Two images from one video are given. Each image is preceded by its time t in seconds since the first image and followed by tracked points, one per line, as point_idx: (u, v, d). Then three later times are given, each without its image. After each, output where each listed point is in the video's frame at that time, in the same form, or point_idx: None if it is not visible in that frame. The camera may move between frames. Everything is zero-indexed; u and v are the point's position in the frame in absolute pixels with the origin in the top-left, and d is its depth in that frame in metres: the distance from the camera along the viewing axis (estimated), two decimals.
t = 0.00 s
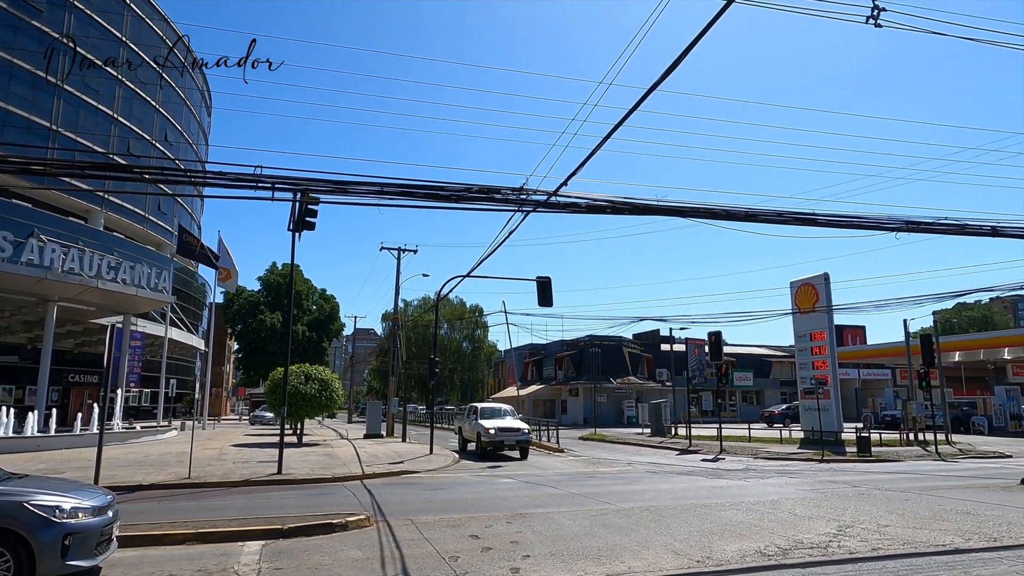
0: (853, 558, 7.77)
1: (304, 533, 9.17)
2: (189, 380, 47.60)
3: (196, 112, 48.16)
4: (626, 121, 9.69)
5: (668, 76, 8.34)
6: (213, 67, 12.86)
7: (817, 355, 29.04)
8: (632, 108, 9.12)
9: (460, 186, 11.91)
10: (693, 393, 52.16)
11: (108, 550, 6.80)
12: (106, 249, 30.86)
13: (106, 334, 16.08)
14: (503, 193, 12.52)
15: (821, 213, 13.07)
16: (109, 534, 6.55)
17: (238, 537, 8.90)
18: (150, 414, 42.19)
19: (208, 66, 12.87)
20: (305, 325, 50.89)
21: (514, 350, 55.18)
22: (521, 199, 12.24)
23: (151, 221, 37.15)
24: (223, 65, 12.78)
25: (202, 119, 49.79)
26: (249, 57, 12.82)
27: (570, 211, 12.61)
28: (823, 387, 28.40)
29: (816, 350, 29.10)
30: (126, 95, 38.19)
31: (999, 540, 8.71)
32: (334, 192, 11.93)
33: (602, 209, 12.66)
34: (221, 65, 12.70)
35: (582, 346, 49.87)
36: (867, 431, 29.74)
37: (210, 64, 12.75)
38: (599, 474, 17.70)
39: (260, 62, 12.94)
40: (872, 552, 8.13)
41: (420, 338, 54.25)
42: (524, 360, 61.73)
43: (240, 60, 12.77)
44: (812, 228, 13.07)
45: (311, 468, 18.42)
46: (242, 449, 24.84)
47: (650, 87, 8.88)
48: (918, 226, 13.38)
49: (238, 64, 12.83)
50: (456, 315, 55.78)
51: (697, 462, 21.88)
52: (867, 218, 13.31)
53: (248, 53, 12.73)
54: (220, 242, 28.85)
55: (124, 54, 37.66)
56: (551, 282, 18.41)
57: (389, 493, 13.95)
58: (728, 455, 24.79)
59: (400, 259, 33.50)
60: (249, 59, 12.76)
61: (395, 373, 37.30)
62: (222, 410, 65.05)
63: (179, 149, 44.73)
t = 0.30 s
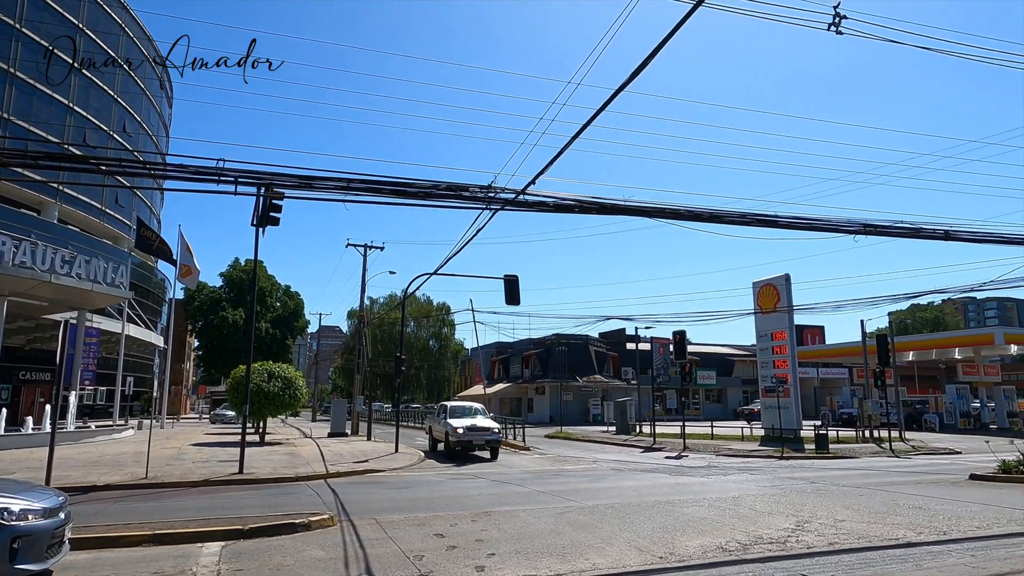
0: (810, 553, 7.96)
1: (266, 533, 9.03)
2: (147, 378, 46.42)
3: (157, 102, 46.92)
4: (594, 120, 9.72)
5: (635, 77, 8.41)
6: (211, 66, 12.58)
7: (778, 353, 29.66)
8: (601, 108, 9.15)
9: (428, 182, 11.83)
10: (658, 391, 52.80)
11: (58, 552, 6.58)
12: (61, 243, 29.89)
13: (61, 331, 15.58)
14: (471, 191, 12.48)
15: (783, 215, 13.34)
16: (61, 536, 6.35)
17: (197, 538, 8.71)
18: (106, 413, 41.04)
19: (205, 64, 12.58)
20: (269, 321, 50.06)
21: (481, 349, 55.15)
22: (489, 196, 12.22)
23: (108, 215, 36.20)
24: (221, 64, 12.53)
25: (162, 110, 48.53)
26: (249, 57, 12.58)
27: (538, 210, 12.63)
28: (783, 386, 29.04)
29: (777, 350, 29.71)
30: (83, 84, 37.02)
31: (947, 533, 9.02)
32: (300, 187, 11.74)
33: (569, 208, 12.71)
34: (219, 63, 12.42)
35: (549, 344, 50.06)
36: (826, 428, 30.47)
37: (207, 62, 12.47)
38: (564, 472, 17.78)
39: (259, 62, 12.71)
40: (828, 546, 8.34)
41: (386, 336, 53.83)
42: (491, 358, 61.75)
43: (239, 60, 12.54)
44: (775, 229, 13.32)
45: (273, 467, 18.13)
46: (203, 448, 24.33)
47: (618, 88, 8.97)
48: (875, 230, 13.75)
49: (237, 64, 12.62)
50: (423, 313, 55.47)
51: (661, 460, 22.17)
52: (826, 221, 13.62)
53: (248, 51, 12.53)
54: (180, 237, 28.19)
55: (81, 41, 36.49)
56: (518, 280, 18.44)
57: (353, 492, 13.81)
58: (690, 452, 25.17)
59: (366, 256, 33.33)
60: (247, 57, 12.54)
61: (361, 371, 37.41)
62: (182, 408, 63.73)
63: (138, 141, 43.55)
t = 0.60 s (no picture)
0: (769, 547, 8.12)
1: (226, 533, 8.85)
2: (104, 375, 45.14)
3: (115, 92, 45.56)
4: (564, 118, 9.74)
5: (604, 77, 8.45)
6: (206, 66, 11.46)
7: (740, 352, 30.18)
8: (570, 106, 9.17)
9: (396, 178, 11.72)
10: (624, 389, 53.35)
11: (7, 555, 6.35)
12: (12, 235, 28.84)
13: (12, 327, 15.02)
14: (439, 187, 12.41)
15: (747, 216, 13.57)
16: (9, 538, 6.13)
17: (155, 540, 8.51)
18: (60, 412, 39.83)
19: (200, 64, 11.45)
20: (231, 318, 49.13)
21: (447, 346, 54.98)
22: (458, 193, 12.15)
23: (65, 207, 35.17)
24: (219, 65, 11.48)
25: (121, 100, 47.15)
26: (249, 57, 11.61)
27: (506, 207, 12.61)
28: (745, 384, 29.60)
29: (740, 348, 30.23)
30: (37, 71, 35.78)
31: (901, 527, 9.30)
32: (264, 181, 11.52)
33: (537, 207, 12.73)
34: (217, 64, 11.39)
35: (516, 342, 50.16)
36: (785, 426, 31.12)
37: (204, 62, 11.35)
38: (530, 469, 17.83)
39: (260, 62, 11.72)
40: (787, 541, 8.53)
41: (352, 333, 53.31)
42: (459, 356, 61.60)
43: (239, 60, 11.51)
44: (738, 230, 13.55)
45: (234, 466, 17.81)
46: (161, 447, 23.76)
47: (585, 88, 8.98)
48: (835, 232, 14.09)
49: (236, 64, 11.61)
50: (389, 310, 55.03)
51: (625, 457, 22.39)
52: (788, 222, 13.90)
53: (248, 51, 11.50)
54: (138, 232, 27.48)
55: (35, 26, 35.23)
56: (486, 278, 18.41)
57: (317, 491, 13.65)
58: (655, 449, 25.51)
59: (331, 252, 32.99)
60: (248, 59, 11.52)
61: (325, 369, 36.81)
62: (140, 406, 62.17)
63: (96, 131, 42.26)
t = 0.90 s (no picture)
0: (731, 542, 8.26)
1: (185, 534, 8.65)
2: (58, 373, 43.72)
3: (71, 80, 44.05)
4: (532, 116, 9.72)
5: (572, 77, 8.46)
6: (206, 66, 11.64)
7: (704, 351, 30.58)
8: (539, 104, 9.15)
9: (362, 174, 11.58)
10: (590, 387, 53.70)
11: None
12: None
13: None
14: (406, 183, 12.31)
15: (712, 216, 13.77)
16: None
17: (110, 541, 8.26)
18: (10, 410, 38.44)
19: (200, 65, 11.66)
20: (192, 315, 48.03)
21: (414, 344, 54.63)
22: (425, 190, 12.07)
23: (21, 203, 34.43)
24: (219, 65, 11.63)
25: (77, 88, 45.62)
26: (249, 58, 11.78)
27: (474, 204, 12.57)
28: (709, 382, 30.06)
29: (704, 347, 30.66)
30: None
31: (857, 521, 9.55)
32: (226, 175, 11.28)
33: (505, 204, 12.71)
34: (218, 64, 11.56)
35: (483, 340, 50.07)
36: (747, 424, 31.67)
37: (204, 62, 11.54)
38: (496, 467, 17.84)
39: (259, 63, 11.93)
40: (748, 536, 8.69)
41: (317, 330, 52.58)
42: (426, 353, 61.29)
43: (239, 60, 11.70)
44: (703, 230, 13.74)
45: (194, 465, 17.42)
46: (118, 446, 23.12)
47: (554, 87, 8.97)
48: (796, 233, 14.38)
49: (235, 65, 11.76)
50: (356, 307, 54.43)
51: (591, 454, 22.54)
52: (752, 223, 14.16)
53: (248, 51, 11.68)
54: (95, 227, 26.76)
55: None
56: (454, 276, 18.33)
57: (280, 490, 13.43)
58: (620, 446, 25.76)
59: (297, 248, 32.52)
60: (247, 59, 11.68)
61: (288, 367, 35.17)
62: (95, 404, 60.40)
63: (50, 119, 40.80)
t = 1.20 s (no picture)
0: (695, 534, 8.39)
1: (146, 531, 8.47)
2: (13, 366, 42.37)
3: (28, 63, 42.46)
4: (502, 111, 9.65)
5: (543, 71, 8.42)
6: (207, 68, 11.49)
7: (672, 346, 30.91)
8: (510, 98, 9.09)
9: (331, 165, 11.43)
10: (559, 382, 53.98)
11: None
12: None
13: None
14: (376, 175, 12.18)
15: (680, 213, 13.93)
16: None
17: (67, 539, 8.04)
18: None
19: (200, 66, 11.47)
20: (154, 307, 46.92)
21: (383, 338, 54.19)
22: (395, 182, 11.95)
23: None
24: (218, 65, 11.48)
25: (34, 72, 44.00)
26: (250, 58, 11.65)
27: (444, 197, 12.50)
28: (676, 376, 30.43)
29: (671, 342, 30.99)
30: None
31: (817, 512, 9.79)
32: (190, 164, 11.03)
33: (476, 198, 12.67)
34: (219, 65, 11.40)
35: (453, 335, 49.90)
36: (713, 417, 32.16)
37: (205, 63, 11.41)
38: (465, 461, 17.82)
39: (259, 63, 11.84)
40: (711, 527, 8.84)
41: (284, 323, 51.82)
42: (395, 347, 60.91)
43: (239, 60, 11.56)
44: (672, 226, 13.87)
45: (155, 461, 17.05)
46: (76, 442, 22.49)
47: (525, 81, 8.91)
48: (762, 230, 14.62)
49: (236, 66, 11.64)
50: (324, 300, 53.74)
51: (560, 448, 22.64)
52: (719, 220, 14.34)
53: (249, 51, 11.59)
54: (54, 216, 26.04)
55: None
56: (423, 269, 18.23)
57: (245, 485, 13.22)
58: (589, 440, 25.96)
59: (263, 240, 32.01)
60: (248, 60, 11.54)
61: (254, 360, 35.27)
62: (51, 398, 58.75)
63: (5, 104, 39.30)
